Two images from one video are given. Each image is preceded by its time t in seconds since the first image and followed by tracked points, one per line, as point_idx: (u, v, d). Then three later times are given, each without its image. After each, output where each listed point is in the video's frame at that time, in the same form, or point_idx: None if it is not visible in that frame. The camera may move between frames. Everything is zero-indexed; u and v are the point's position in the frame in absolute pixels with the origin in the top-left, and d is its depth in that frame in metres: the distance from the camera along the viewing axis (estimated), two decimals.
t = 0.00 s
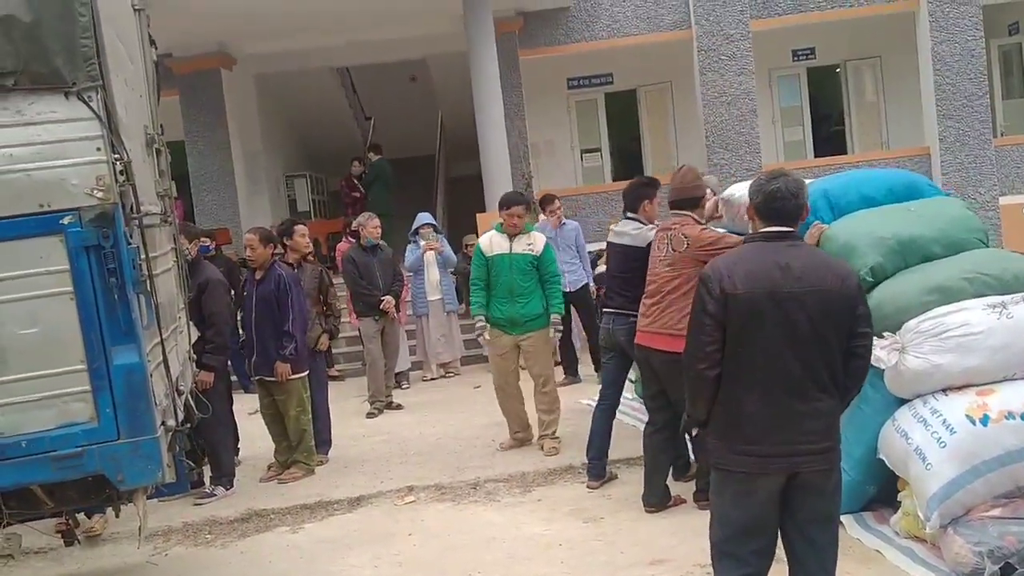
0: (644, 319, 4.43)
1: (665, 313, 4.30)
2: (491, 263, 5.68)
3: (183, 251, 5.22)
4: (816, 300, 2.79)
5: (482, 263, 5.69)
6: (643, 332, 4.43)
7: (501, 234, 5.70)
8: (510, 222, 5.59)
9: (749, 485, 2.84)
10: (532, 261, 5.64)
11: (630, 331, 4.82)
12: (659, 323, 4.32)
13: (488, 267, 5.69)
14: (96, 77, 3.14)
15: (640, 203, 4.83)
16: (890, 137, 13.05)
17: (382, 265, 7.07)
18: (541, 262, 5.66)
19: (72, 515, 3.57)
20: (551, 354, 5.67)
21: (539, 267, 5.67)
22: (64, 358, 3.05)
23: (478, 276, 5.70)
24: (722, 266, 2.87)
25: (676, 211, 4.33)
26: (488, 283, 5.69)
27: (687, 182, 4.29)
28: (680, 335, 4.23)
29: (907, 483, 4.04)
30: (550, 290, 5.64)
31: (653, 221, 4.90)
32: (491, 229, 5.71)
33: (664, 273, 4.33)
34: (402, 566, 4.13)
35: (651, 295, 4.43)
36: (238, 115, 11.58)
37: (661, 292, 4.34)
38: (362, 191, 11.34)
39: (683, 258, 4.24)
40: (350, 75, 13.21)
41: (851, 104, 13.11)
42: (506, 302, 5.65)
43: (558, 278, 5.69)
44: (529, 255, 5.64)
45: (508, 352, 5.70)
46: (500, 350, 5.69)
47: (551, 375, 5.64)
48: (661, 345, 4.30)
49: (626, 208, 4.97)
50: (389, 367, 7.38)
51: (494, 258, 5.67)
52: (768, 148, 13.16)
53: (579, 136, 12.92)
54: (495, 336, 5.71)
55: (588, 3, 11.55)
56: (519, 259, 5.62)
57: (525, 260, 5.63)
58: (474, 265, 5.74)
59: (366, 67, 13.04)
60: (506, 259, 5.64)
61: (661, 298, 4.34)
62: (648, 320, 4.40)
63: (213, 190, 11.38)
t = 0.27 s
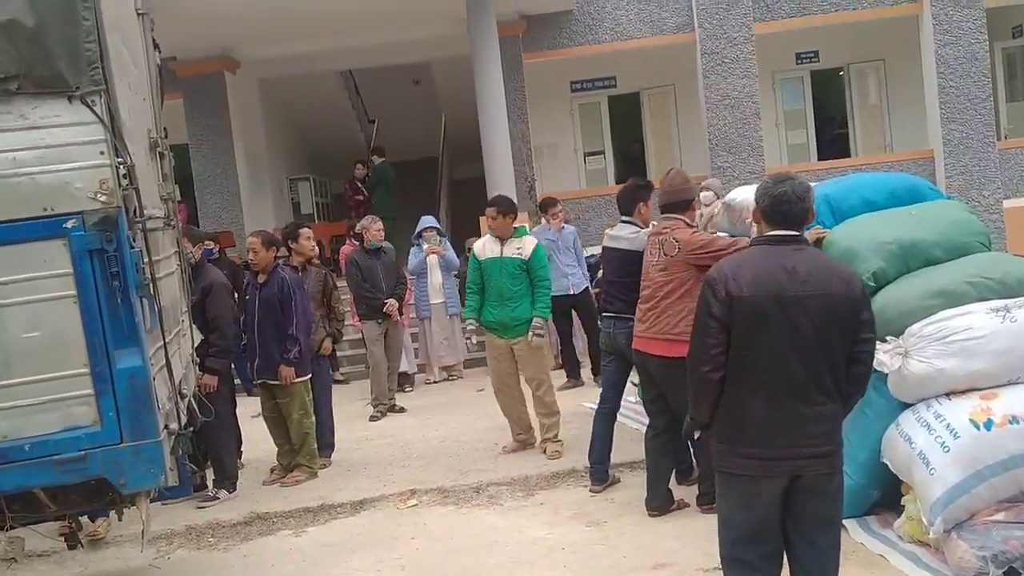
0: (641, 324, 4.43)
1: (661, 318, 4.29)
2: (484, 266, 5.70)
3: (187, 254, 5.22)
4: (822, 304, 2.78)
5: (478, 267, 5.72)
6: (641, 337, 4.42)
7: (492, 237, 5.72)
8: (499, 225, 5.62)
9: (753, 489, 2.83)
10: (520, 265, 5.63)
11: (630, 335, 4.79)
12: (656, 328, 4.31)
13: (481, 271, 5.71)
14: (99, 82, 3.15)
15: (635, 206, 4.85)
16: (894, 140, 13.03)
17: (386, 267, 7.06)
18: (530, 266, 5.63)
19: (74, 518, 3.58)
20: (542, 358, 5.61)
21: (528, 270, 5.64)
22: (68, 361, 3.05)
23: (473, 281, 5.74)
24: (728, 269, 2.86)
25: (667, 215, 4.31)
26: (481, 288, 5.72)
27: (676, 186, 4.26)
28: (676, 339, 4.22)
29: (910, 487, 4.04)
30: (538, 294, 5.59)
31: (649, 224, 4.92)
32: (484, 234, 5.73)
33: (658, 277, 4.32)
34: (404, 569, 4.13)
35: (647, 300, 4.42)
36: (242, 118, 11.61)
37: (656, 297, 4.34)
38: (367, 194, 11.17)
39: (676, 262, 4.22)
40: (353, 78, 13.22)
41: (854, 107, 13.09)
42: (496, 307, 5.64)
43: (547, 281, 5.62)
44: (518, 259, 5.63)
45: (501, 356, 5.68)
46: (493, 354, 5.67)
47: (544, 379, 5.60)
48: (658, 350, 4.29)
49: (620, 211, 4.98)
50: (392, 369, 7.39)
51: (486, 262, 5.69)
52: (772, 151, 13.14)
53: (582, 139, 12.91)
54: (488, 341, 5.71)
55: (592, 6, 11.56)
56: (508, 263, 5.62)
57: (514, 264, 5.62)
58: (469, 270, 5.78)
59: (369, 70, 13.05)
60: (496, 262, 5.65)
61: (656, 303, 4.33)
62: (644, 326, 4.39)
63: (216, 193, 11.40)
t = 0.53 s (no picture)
0: (642, 327, 4.42)
1: (664, 321, 4.29)
2: (479, 270, 5.75)
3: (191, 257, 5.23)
4: (825, 307, 2.79)
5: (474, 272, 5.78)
6: (643, 341, 4.41)
7: (486, 241, 5.77)
8: (491, 230, 5.66)
9: (756, 492, 2.83)
10: (510, 268, 5.62)
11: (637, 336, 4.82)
12: (658, 330, 4.30)
13: (477, 274, 5.77)
14: (102, 84, 3.16)
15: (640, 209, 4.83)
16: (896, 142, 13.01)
17: (389, 270, 7.06)
18: (521, 269, 5.60)
19: (77, 520, 3.58)
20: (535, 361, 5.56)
21: (519, 273, 5.61)
22: (71, 363, 3.06)
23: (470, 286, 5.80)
24: (732, 271, 2.86)
25: (666, 216, 4.36)
26: (479, 292, 5.77)
27: (674, 188, 4.30)
28: (680, 340, 4.22)
29: (914, 489, 4.03)
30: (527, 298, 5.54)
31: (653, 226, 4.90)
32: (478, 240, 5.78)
33: (658, 280, 4.33)
34: (406, 571, 4.13)
35: (648, 303, 4.42)
36: (245, 120, 11.63)
37: (657, 299, 4.34)
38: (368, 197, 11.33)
39: (677, 264, 4.23)
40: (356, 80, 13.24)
41: (857, 109, 13.08)
42: (489, 311, 5.66)
43: (539, 285, 5.54)
44: (508, 262, 5.63)
45: (500, 357, 5.69)
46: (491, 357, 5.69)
47: (543, 381, 5.57)
48: (662, 352, 4.28)
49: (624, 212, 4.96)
50: (395, 372, 7.39)
51: (481, 266, 5.74)
52: (774, 153, 13.13)
53: (584, 141, 12.91)
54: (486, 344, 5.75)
55: (595, 9, 11.57)
56: (499, 266, 5.64)
57: (505, 268, 5.63)
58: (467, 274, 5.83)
59: (372, 73, 13.06)
60: (490, 266, 5.69)
61: (658, 306, 4.33)
62: (646, 329, 4.38)
63: (219, 195, 11.42)
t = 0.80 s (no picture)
0: (643, 330, 4.40)
1: (666, 322, 4.27)
2: (476, 274, 5.75)
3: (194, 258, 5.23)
4: (826, 309, 2.80)
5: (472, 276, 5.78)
6: (643, 343, 4.39)
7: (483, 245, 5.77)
8: (488, 232, 5.67)
9: (757, 494, 2.82)
10: (505, 271, 5.61)
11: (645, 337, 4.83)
12: (660, 332, 4.28)
13: (474, 278, 5.77)
14: (103, 86, 3.16)
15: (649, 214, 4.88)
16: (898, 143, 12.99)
17: (392, 272, 7.06)
18: (516, 271, 5.59)
19: (78, 523, 3.58)
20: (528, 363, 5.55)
21: (514, 276, 5.60)
22: (73, 365, 3.06)
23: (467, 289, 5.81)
24: (733, 273, 2.85)
25: (664, 218, 4.38)
26: (478, 296, 5.78)
27: (672, 190, 4.32)
28: (684, 342, 4.20)
29: (915, 491, 4.03)
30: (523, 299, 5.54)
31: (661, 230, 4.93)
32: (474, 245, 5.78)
33: (658, 282, 4.32)
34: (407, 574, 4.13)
35: (647, 305, 4.40)
36: (248, 122, 11.65)
37: (657, 301, 4.32)
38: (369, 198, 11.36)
39: (678, 265, 4.22)
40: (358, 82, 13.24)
41: (859, 110, 13.07)
42: (486, 314, 5.67)
43: (532, 287, 5.53)
44: (503, 265, 5.62)
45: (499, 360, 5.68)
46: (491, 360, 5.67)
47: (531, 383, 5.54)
48: (665, 354, 4.26)
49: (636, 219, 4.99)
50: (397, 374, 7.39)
51: (477, 269, 5.74)
52: (776, 155, 13.12)
53: (586, 143, 12.91)
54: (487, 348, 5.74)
55: (596, 11, 11.57)
56: (494, 269, 5.63)
57: (499, 271, 5.62)
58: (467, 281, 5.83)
59: (374, 75, 13.07)
60: (486, 270, 5.68)
61: (659, 308, 4.31)
62: (647, 331, 4.36)
63: (221, 197, 11.42)
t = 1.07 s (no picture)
0: (638, 333, 4.39)
1: (662, 326, 4.27)
2: (470, 277, 5.75)
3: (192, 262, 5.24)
4: (817, 311, 2.81)
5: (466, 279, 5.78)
6: (639, 347, 4.38)
7: (476, 247, 5.75)
8: (486, 234, 5.67)
9: (753, 496, 2.82)
10: (501, 273, 5.63)
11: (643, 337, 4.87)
12: (657, 336, 4.28)
13: (467, 282, 5.77)
14: (100, 90, 3.16)
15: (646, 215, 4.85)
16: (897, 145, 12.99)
17: (390, 274, 7.07)
18: (512, 274, 5.60)
19: (77, 526, 3.58)
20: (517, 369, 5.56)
21: (510, 278, 5.62)
22: (71, 369, 3.07)
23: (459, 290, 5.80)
24: (726, 277, 2.85)
25: (659, 220, 4.39)
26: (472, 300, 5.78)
27: (668, 193, 4.32)
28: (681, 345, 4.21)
29: (913, 493, 4.03)
30: (517, 300, 5.56)
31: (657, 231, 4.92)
32: (468, 246, 5.76)
33: (655, 285, 4.31)
34: None
35: (642, 308, 4.39)
36: (246, 125, 11.66)
37: (653, 304, 4.32)
38: (369, 200, 11.33)
39: (675, 269, 4.22)
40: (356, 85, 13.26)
41: (858, 112, 13.07)
42: (483, 318, 5.68)
43: (529, 287, 5.54)
44: (499, 267, 5.63)
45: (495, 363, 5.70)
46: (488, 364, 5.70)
47: (517, 390, 5.54)
48: (662, 358, 4.26)
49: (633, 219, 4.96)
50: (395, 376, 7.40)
51: (471, 272, 5.74)
52: (775, 157, 13.13)
53: (585, 145, 12.91)
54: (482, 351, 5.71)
55: (595, 13, 11.57)
56: (491, 272, 5.64)
57: (496, 273, 5.63)
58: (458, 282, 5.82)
59: (373, 78, 13.09)
60: (480, 272, 5.69)
61: (655, 311, 4.31)
62: (642, 335, 4.35)
63: (220, 200, 11.43)
